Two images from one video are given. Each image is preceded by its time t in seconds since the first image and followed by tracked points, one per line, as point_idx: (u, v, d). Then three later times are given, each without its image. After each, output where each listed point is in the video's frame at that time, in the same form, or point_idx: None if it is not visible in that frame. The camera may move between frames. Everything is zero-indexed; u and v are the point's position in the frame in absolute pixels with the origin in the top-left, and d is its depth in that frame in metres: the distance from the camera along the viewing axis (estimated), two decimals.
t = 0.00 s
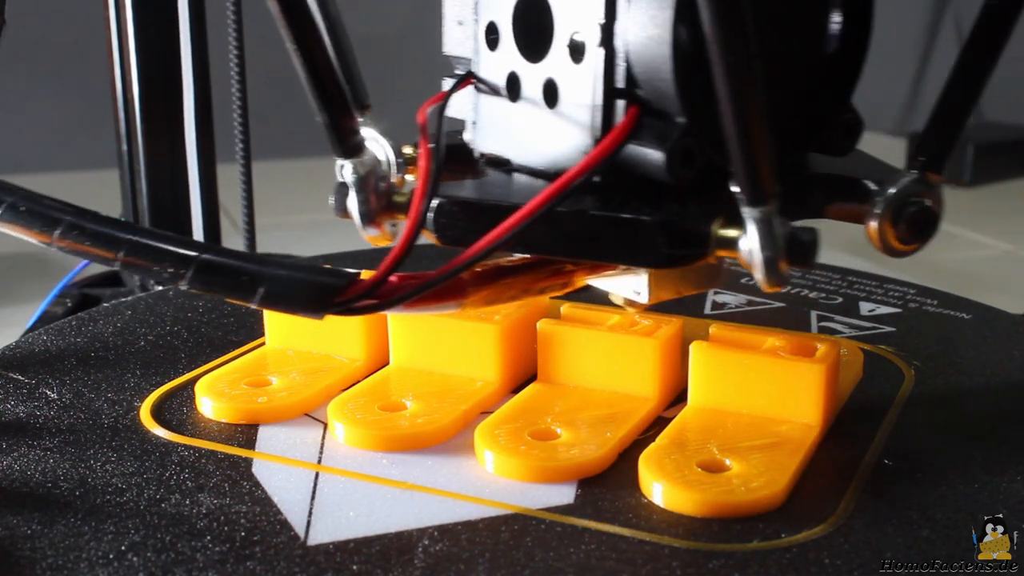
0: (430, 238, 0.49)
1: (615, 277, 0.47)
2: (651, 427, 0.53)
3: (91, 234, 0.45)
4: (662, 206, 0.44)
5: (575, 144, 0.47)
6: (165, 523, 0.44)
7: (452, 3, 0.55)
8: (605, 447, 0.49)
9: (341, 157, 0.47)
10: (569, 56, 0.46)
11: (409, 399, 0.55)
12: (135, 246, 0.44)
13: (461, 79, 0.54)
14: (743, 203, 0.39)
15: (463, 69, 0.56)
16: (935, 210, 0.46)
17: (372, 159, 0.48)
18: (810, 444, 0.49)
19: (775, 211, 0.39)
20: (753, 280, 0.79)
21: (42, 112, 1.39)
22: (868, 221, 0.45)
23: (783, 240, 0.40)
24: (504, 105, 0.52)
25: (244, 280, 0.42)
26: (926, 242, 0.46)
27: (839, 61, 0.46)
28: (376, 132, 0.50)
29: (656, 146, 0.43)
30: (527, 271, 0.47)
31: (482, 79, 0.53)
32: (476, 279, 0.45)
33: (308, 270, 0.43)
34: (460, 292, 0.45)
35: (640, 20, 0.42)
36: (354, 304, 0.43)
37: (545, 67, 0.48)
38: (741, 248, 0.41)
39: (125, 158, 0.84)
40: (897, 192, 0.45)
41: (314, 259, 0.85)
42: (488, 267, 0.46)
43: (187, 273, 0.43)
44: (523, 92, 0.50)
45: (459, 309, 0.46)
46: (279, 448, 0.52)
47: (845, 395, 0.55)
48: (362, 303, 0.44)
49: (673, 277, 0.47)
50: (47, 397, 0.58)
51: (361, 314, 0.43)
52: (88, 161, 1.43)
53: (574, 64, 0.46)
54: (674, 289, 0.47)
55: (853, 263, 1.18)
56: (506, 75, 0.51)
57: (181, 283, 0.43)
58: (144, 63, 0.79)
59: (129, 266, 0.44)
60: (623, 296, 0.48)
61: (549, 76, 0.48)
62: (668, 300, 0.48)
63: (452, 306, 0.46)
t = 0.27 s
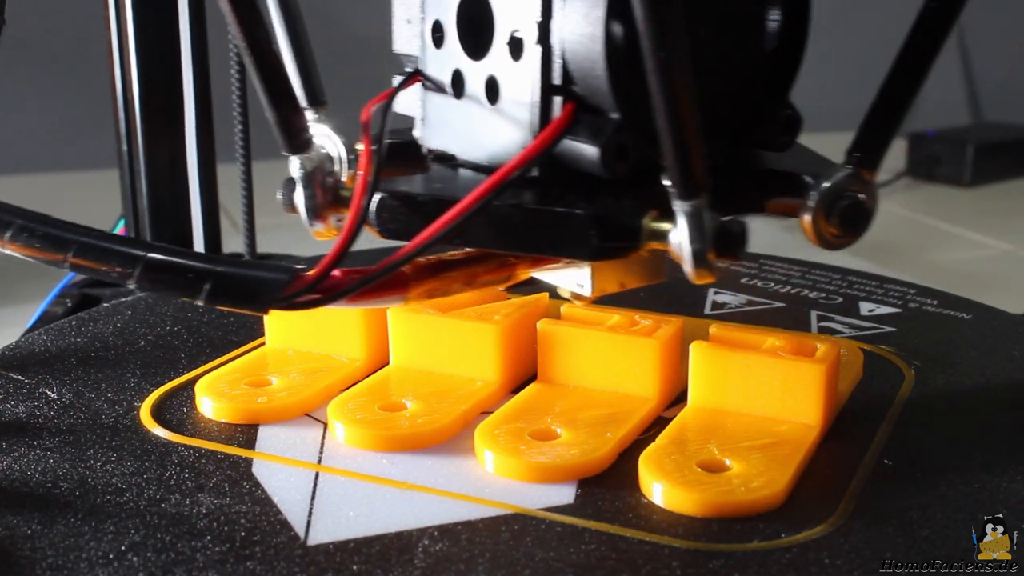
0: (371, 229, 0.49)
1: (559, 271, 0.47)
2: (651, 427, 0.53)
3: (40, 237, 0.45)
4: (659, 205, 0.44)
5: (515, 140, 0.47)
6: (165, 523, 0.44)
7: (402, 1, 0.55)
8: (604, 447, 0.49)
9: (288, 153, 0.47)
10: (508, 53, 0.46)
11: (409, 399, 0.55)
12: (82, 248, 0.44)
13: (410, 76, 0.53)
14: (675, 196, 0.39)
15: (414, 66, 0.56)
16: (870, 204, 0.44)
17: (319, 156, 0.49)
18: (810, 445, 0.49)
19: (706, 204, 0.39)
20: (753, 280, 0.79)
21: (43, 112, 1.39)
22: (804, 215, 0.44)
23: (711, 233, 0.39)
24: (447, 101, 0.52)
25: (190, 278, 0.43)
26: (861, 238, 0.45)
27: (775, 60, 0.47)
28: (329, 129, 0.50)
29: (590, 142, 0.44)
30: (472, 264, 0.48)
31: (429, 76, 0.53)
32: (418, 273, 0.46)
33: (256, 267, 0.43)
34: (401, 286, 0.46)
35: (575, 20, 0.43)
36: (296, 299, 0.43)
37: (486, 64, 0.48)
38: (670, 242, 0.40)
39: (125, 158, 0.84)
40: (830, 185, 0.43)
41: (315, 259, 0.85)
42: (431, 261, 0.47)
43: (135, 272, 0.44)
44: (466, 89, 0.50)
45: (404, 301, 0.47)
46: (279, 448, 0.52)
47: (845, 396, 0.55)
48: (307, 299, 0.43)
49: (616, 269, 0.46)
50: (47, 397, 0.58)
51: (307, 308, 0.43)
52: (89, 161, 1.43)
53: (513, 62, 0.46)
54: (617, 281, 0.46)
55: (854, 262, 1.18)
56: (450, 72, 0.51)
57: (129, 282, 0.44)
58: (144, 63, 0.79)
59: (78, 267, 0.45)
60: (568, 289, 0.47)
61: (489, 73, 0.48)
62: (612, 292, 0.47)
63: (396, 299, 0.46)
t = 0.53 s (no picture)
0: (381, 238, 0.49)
1: (563, 275, 0.46)
2: (651, 427, 0.53)
3: (43, 237, 0.46)
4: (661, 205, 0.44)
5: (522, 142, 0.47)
6: (165, 523, 0.44)
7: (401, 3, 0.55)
8: (604, 447, 0.49)
9: (290, 155, 0.48)
10: (511, 54, 0.46)
11: (409, 399, 0.55)
12: (84, 249, 0.45)
13: (410, 78, 0.54)
14: (684, 199, 0.39)
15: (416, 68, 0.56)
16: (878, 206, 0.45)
17: (323, 157, 0.49)
18: (811, 445, 0.49)
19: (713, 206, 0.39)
20: (753, 280, 0.79)
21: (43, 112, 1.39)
22: (812, 217, 0.45)
23: (720, 236, 0.40)
24: (451, 103, 0.52)
25: (190, 278, 0.43)
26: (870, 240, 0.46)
27: (783, 60, 0.46)
28: (331, 132, 0.50)
29: (595, 144, 0.44)
30: (477, 267, 0.46)
31: (431, 78, 0.53)
32: (423, 276, 0.45)
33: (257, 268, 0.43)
34: (404, 289, 0.45)
35: (578, 19, 0.43)
36: (302, 302, 0.43)
37: (489, 66, 0.48)
38: (680, 245, 0.40)
39: (125, 157, 0.84)
40: (839, 187, 0.44)
41: (315, 259, 0.85)
42: (435, 265, 0.46)
43: (135, 273, 0.44)
44: (469, 90, 0.50)
45: (406, 305, 0.46)
46: (279, 448, 0.52)
47: (845, 396, 0.55)
48: (312, 301, 0.43)
49: (624, 274, 0.46)
50: (47, 397, 0.58)
51: (312, 311, 0.43)
52: (88, 161, 1.43)
53: (516, 63, 0.46)
54: (625, 284, 0.46)
55: (854, 263, 1.18)
56: (453, 73, 0.51)
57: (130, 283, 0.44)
58: (144, 62, 0.79)
59: (79, 268, 0.45)
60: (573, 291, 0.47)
61: (493, 75, 0.48)
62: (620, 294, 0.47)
63: (399, 302, 0.45)
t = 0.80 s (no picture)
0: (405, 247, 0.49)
1: (593, 285, 0.47)
2: (651, 427, 0.53)
3: (59, 235, 0.45)
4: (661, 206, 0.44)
5: (553, 147, 0.47)
6: (165, 523, 0.44)
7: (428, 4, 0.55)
8: (604, 447, 0.49)
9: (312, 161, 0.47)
10: (543, 58, 0.46)
11: (409, 399, 0.55)
12: (101, 250, 0.45)
13: (437, 82, 0.54)
14: (721, 208, 0.39)
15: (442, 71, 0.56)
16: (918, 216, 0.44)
17: (347, 162, 0.48)
18: (811, 444, 0.49)
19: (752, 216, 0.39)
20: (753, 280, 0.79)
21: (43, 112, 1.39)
22: (852, 227, 0.44)
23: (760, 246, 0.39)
24: (478, 108, 0.52)
25: (208, 283, 0.43)
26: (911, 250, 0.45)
27: (815, 63, 0.47)
28: (353, 137, 0.50)
29: (631, 152, 0.44)
30: (503, 278, 0.47)
31: (457, 82, 0.53)
32: (449, 285, 0.46)
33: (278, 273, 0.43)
34: (431, 298, 0.46)
35: (613, 21, 0.43)
36: (323, 311, 0.43)
37: (519, 70, 0.48)
38: (718, 255, 0.40)
39: (125, 158, 0.83)
40: (879, 197, 0.44)
41: (314, 259, 0.85)
42: (462, 274, 0.47)
43: (154, 276, 0.44)
44: (498, 94, 0.50)
45: (433, 314, 0.47)
46: (279, 448, 0.52)
47: (845, 396, 0.55)
48: (334, 308, 0.44)
49: (653, 285, 0.46)
50: (47, 397, 0.58)
51: (334, 319, 0.43)
52: (88, 161, 1.43)
53: (548, 67, 0.46)
54: (654, 294, 0.46)
55: (853, 263, 1.18)
56: (481, 77, 0.51)
57: (148, 285, 0.44)
58: (144, 62, 0.79)
59: (97, 268, 0.45)
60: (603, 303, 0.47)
61: (524, 79, 0.48)
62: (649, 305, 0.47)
63: (426, 311, 0.46)
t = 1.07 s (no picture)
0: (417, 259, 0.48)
1: (610, 298, 0.47)
2: (651, 427, 0.53)
3: (60, 237, 0.45)
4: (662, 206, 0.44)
5: (568, 155, 0.46)
6: (165, 523, 0.44)
7: (437, 10, 0.56)
8: (605, 448, 0.49)
9: (318, 171, 0.48)
10: (557, 65, 0.46)
11: (409, 399, 0.55)
12: (102, 253, 0.44)
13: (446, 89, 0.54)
14: (747, 222, 0.38)
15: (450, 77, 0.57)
16: (948, 227, 0.44)
17: (353, 174, 0.48)
18: (811, 444, 0.49)
19: (779, 228, 0.38)
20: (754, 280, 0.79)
21: (43, 112, 1.39)
22: (879, 239, 0.44)
23: (788, 260, 0.38)
24: (489, 115, 0.52)
25: (213, 292, 0.43)
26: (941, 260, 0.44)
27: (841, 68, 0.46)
28: (359, 145, 0.50)
29: (651, 162, 0.44)
30: (515, 291, 0.47)
31: (467, 88, 0.53)
32: (461, 299, 0.46)
33: (287, 285, 0.43)
34: (443, 312, 0.46)
35: (629, 27, 0.42)
36: (331, 323, 0.43)
37: (531, 78, 0.48)
38: (745, 269, 0.39)
39: (125, 158, 0.84)
40: (907, 209, 0.43)
41: (314, 258, 0.85)
42: (475, 287, 0.46)
43: (156, 282, 0.44)
44: (510, 102, 0.50)
45: (443, 327, 0.46)
46: (279, 448, 0.52)
47: (845, 396, 0.55)
48: (341, 321, 0.43)
49: (672, 300, 0.46)
50: (47, 397, 0.58)
51: (341, 331, 0.43)
52: (89, 161, 1.43)
53: (562, 74, 0.46)
54: (673, 308, 0.47)
55: (852, 262, 1.18)
56: (492, 85, 0.51)
57: (149, 290, 0.44)
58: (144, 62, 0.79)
59: (97, 271, 0.45)
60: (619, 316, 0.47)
61: (536, 87, 0.48)
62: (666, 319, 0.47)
63: (436, 325, 0.46)
